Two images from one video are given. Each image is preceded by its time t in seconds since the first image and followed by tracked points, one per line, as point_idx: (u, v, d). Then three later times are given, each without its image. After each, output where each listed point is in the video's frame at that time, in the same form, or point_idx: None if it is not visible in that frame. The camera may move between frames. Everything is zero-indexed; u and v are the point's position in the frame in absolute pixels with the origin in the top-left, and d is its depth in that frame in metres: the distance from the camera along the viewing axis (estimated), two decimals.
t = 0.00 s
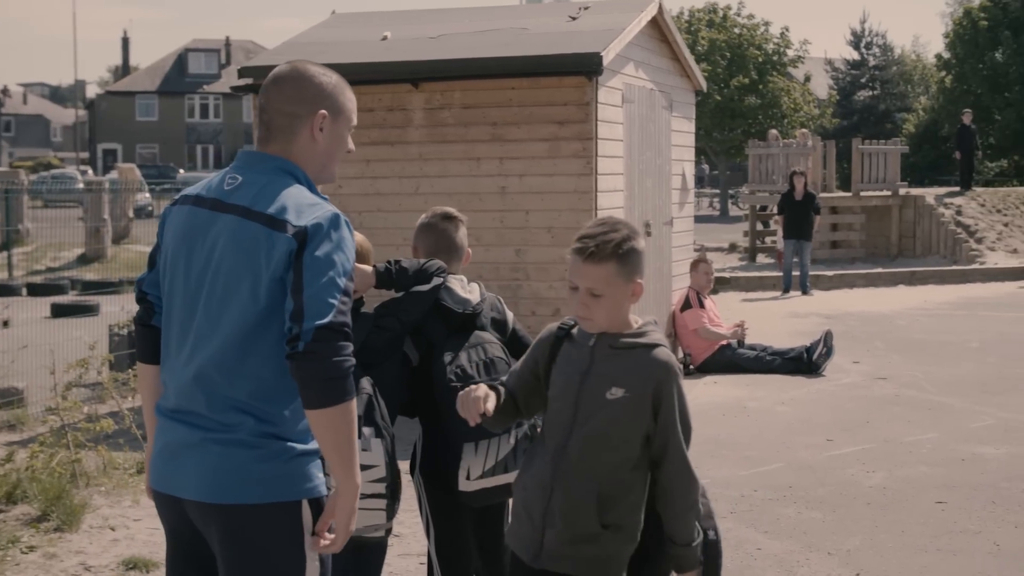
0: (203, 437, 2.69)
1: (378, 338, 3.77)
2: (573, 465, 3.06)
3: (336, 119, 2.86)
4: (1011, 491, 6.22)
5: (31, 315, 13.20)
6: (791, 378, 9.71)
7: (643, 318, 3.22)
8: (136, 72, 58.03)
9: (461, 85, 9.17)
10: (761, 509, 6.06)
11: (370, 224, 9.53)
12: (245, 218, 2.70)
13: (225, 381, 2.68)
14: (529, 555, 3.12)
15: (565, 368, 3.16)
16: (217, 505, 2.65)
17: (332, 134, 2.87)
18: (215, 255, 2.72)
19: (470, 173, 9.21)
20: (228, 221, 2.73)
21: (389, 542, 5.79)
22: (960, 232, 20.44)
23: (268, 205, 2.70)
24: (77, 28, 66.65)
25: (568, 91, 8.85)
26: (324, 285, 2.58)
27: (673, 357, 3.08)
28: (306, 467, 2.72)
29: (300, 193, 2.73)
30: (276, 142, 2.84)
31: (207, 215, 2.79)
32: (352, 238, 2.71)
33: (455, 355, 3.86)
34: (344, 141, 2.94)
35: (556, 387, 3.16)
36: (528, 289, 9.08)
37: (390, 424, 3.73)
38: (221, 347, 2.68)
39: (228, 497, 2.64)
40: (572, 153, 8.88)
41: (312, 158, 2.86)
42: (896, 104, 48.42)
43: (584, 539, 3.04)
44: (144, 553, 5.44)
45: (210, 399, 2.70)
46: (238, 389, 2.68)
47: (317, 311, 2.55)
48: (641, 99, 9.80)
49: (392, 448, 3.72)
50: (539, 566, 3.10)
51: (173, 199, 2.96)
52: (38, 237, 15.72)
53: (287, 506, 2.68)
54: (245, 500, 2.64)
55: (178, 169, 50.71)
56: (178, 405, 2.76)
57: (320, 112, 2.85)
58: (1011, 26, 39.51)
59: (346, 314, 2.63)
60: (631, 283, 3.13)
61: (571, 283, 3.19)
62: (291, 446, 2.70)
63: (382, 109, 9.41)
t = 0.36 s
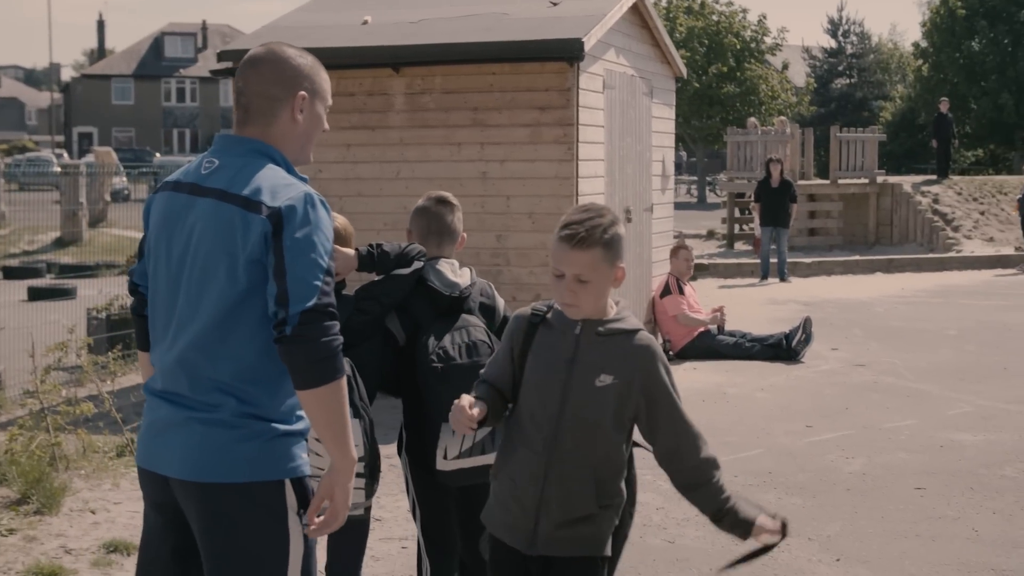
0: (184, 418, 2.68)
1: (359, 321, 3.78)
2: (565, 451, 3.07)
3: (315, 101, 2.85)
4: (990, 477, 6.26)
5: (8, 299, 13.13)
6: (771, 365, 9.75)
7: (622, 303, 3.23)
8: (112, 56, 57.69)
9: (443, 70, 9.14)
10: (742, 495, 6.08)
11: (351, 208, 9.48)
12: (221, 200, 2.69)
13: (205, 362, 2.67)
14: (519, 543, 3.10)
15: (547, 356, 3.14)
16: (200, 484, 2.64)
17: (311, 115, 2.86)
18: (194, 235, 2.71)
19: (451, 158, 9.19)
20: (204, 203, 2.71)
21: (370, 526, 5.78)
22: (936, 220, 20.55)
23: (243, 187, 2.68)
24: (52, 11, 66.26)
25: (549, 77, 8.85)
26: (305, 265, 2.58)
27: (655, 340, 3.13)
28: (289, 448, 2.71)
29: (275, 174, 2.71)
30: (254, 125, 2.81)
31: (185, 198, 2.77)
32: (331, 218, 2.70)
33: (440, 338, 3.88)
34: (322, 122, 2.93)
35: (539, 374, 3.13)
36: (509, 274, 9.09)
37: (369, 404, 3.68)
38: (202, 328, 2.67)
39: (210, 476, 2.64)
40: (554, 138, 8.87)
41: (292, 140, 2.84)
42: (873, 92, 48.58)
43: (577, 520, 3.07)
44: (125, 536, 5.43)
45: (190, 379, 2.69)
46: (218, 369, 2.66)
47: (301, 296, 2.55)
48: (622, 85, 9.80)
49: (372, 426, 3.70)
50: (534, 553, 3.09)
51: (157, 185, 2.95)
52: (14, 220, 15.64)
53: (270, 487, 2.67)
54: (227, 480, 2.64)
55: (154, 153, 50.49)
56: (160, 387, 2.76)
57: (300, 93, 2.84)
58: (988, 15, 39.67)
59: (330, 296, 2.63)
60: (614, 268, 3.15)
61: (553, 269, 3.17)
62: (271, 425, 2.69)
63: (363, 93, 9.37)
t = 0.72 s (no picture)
0: (156, 405, 2.69)
1: (344, 300, 3.85)
2: (557, 435, 3.09)
3: (277, 87, 2.84)
4: (972, 471, 6.29)
5: None
6: (753, 357, 9.77)
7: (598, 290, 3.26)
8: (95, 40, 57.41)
9: (429, 58, 9.13)
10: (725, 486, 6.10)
11: (336, 195, 9.47)
12: (186, 189, 2.68)
13: (176, 350, 2.67)
14: (512, 529, 3.11)
15: (533, 342, 3.12)
16: (177, 467, 2.65)
17: (273, 102, 2.85)
18: (161, 224, 2.71)
19: (437, 147, 9.17)
20: (169, 193, 2.71)
21: (354, 514, 5.78)
22: (919, 214, 20.62)
23: (205, 175, 2.67)
24: None
25: (536, 66, 8.84)
26: (279, 250, 2.60)
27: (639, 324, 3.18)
28: (265, 429, 2.72)
29: (236, 161, 2.71)
30: (216, 114, 2.81)
31: (150, 190, 2.77)
32: (297, 202, 2.70)
33: (432, 320, 3.91)
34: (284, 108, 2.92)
35: (524, 358, 3.12)
36: (494, 264, 9.07)
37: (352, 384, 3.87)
38: (172, 315, 2.67)
39: (187, 459, 2.64)
40: (540, 128, 8.86)
41: (255, 128, 2.83)
42: (856, 85, 48.68)
43: (573, 505, 3.10)
44: (109, 522, 5.42)
45: (162, 365, 2.68)
46: (191, 353, 2.66)
47: (282, 281, 2.59)
48: (609, 75, 9.80)
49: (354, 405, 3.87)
50: (528, 540, 3.10)
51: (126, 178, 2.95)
52: None
53: (245, 468, 2.68)
54: (206, 461, 2.64)
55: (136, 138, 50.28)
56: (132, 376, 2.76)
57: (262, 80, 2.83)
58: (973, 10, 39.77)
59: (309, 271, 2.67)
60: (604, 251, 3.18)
61: (548, 255, 3.14)
62: (246, 407, 2.69)
63: (349, 81, 9.34)
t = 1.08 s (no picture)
0: (146, 396, 2.69)
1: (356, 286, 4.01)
2: (559, 424, 3.10)
3: (240, 78, 2.84)
4: (969, 468, 6.31)
5: None
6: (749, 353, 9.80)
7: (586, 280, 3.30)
8: (89, 32, 57.25)
9: (426, 52, 9.12)
10: (723, 482, 6.12)
11: (332, 188, 9.44)
12: (164, 181, 2.69)
13: (164, 341, 2.67)
14: (516, 520, 3.12)
15: (533, 331, 3.13)
16: (168, 456, 2.67)
17: (236, 93, 2.84)
18: (141, 216, 2.71)
19: (433, 141, 9.16)
20: (148, 187, 2.71)
21: (352, 508, 5.79)
22: (914, 210, 20.67)
23: (183, 168, 2.68)
24: None
25: (533, 60, 8.85)
26: (275, 233, 2.64)
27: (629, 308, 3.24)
28: (250, 415, 2.74)
29: (214, 152, 2.72)
30: (183, 108, 2.81)
31: (126, 186, 2.77)
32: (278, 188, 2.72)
33: (445, 307, 4.08)
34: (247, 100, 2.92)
35: (526, 348, 3.13)
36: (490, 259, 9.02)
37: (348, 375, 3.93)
38: (158, 306, 2.68)
39: (179, 447, 2.66)
40: (537, 122, 8.86)
41: (218, 119, 2.83)
42: (851, 81, 48.69)
43: (580, 493, 3.10)
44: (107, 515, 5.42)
45: (147, 356, 2.69)
46: (177, 342, 2.67)
47: (288, 262, 2.64)
48: (606, 70, 9.80)
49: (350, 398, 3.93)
50: (534, 530, 3.11)
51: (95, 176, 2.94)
52: None
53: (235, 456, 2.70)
54: (198, 450, 2.67)
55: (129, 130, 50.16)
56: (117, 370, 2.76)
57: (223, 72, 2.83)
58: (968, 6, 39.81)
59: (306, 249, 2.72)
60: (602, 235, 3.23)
61: (551, 239, 3.17)
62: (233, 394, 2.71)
63: (346, 74, 9.33)
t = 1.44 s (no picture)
0: (162, 386, 2.69)
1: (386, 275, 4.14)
2: (580, 415, 3.10)
3: (235, 73, 2.89)
4: (987, 465, 6.29)
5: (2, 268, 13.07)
6: (765, 350, 9.79)
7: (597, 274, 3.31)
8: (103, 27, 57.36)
9: (441, 47, 9.13)
10: (739, 478, 6.12)
11: (348, 183, 9.46)
12: (177, 172, 2.70)
13: (181, 330, 2.68)
14: (538, 513, 3.12)
15: (555, 324, 3.14)
16: (184, 445, 2.67)
17: (231, 88, 2.90)
18: (152, 206, 2.71)
19: (448, 137, 9.16)
20: (159, 178, 2.72)
21: (369, 503, 5.80)
22: (928, 207, 20.65)
23: (197, 159, 2.70)
24: None
25: (549, 56, 8.83)
26: (296, 217, 2.70)
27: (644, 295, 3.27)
28: (261, 402, 2.78)
29: (227, 143, 2.74)
30: (184, 102, 2.83)
31: (132, 179, 2.76)
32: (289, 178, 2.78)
33: (474, 298, 4.19)
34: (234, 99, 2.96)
35: (548, 341, 3.13)
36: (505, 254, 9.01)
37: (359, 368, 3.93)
38: (173, 297, 2.69)
39: (199, 437, 2.67)
40: (553, 118, 8.86)
41: (215, 113, 2.87)
42: (864, 77, 48.61)
43: (603, 485, 3.10)
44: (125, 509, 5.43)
45: (162, 345, 2.69)
46: (193, 331, 2.68)
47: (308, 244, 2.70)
48: (621, 65, 9.79)
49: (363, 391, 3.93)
50: (556, 523, 3.10)
51: (88, 173, 2.92)
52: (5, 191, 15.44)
53: (245, 444, 2.72)
54: (215, 438, 2.68)
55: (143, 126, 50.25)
56: (126, 363, 2.74)
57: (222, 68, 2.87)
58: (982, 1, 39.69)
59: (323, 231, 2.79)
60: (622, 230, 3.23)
61: (570, 232, 3.17)
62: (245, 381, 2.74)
63: (361, 69, 9.34)
